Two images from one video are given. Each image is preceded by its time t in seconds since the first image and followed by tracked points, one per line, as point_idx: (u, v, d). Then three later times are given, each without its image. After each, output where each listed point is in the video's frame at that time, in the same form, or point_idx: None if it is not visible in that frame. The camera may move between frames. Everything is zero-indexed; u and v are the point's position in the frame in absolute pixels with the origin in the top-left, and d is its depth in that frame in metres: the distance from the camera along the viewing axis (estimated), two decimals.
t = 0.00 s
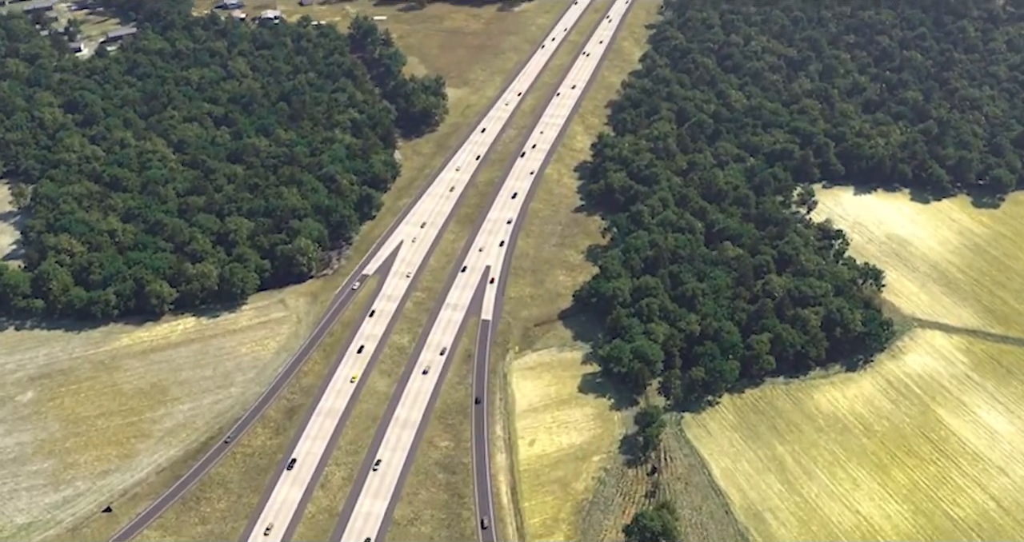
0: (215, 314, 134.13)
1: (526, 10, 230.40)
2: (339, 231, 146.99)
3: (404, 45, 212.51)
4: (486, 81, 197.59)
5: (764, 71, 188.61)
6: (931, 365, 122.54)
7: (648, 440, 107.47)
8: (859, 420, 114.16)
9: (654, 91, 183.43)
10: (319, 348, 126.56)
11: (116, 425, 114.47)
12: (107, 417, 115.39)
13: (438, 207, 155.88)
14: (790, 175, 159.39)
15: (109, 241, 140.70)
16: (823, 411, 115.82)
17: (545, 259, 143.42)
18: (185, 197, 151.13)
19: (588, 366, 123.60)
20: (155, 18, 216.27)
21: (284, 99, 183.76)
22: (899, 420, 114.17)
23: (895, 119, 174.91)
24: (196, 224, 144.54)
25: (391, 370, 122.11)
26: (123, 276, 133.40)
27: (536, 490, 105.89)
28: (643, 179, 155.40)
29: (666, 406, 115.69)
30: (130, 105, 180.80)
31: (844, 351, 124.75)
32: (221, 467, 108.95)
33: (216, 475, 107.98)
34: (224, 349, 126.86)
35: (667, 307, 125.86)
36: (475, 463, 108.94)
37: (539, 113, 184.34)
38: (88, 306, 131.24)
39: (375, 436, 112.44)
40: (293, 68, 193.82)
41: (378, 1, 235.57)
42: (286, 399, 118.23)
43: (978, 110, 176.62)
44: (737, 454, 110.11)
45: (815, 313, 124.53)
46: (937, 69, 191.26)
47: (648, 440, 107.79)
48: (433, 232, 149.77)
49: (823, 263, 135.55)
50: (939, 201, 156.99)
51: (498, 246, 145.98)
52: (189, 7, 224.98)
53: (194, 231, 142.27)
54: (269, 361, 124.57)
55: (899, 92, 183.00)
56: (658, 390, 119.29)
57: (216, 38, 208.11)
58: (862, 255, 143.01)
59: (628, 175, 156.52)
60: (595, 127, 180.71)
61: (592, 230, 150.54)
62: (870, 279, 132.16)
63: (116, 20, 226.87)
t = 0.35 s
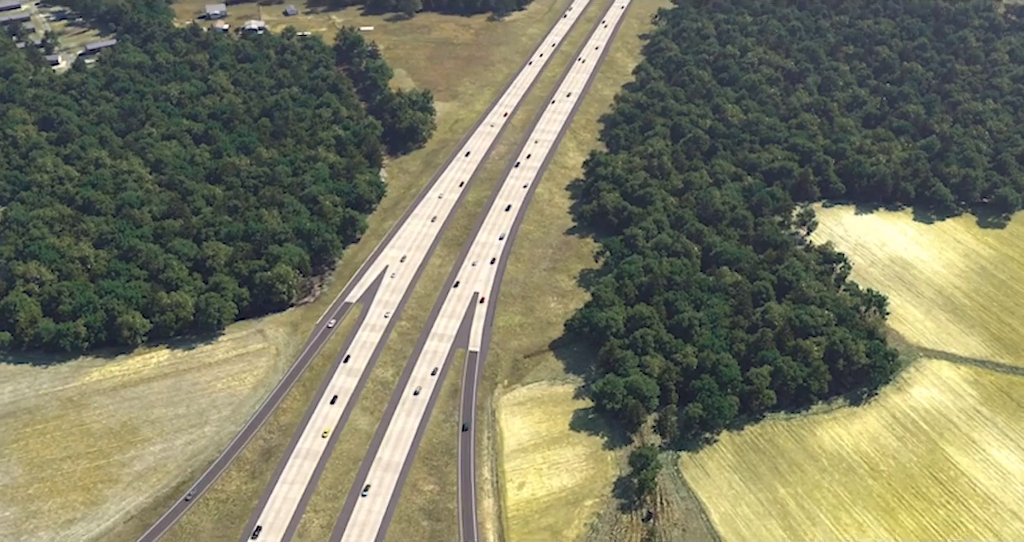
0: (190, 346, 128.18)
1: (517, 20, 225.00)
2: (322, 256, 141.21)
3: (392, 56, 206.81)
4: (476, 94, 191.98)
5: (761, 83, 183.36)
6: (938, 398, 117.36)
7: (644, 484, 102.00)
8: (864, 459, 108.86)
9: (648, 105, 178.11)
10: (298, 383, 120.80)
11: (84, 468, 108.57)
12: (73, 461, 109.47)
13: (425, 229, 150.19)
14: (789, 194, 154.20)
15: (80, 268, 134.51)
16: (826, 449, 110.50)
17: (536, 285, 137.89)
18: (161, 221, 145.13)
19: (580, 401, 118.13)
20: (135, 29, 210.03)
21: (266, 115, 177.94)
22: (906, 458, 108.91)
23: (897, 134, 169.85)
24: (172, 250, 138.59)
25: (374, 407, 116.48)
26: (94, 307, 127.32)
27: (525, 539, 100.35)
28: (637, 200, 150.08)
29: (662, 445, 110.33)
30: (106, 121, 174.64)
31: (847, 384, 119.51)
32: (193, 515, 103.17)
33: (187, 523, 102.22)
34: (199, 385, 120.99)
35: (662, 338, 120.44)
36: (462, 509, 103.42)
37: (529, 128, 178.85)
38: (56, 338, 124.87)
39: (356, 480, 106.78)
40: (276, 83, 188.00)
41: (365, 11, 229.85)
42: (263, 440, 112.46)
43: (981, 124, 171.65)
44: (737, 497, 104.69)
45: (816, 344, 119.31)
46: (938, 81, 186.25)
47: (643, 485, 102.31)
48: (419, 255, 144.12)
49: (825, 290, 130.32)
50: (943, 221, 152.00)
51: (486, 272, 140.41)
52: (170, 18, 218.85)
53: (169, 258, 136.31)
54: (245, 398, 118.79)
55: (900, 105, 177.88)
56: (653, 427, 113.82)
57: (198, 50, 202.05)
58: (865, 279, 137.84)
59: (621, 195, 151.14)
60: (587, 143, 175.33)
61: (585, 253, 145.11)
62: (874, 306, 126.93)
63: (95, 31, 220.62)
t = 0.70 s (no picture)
0: (161, 385, 121.67)
1: (506, 31, 218.94)
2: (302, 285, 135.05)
3: (377, 70, 200.55)
4: (464, 109, 185.80)
5: (758, 98, 177.54)
6: (948, 438, 111.73)
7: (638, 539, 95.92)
8: (871, 506, 103.06)
9: (641, 122, 172.21)
10: (274, 425, 114.50)
11: (43, 523, 102.08)
12: (32, 514, 103.01)
13: (410, 256, 143.98)
14: (788, 216, 148.49)
15: (46, 301, 127.78)
16: (831, 495, 104.72)
17: (525, 315, 131.78)
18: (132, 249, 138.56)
19: (571, 443, 112.02)
20: (112, 43, 203.28)
21: (246, 133, 171.59)
22: (915, 505, 103.18)
23: (899, 151, 164.15)
24: (143, 280, 132.16)
25: (353, 452, 110.24)
26: (59, 344, 120.57)
27: None
28: (631, 224, 144.20)
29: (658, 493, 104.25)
30: (79, 141, 168.06)
31: (853, 423, 113.58)
32: None
33: None
34: (169, 428, 114.60)
35: (657, 375, 114.45)
36: None
37: (519, 146, 172.77)
38: (18, 378, 117.96)
39: (333, 533, 100.53)
40: (257, 99, 181.76)
41: (350, 22, 223.64)
42: (235, 489, 106.13)
43: (986, 141, 166.04)
44: None
45: (819, 382, 113.49)
46: (940, 95, 180.67)
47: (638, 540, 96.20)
48: (403, 284, 137.94)
49: (827, 321, 124.54)
50: (948, 244, 146.46)
51: (473, 301, 134.21)
52: (149, 31, 212.25)
53: (139, 289, 129.87)
54: (218, 442, 112.45)
55: (901, 121, 172.28)
56: (648, 472, 107.77)
57: (176, 65, 195.48)
58: (868, 308, 132.18)
59: (614, 218, 145.23)
60: (578, 161, 169.36)
61: (576, 280, 139.13)
62: (879, 338, 121.20)
63: (72, 44, 213.98)
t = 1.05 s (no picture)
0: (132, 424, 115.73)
1: (496, 42, 213.37)
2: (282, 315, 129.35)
3: (364, 84, 194.88)
4: (452, 125, 180.21)
5: (755, 113, 172.10)
6: (957, 478, 106.63)
7: None
8: None
9: (635, 138, 166.68)
10: (250, 468, 108.81)
11: None
12: None
13: (395, 282, 138.29)
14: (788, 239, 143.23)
15: (12, 334, 121.62)
16: None
17: (514, 346, 126.24)
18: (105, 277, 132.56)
19: (563, 486, 106.50)
20: (89, 55, 197.16)
21: (226, 151, 165.77)
22: None
23: (901, 169, 159.03)
24: (115, 311, 126.27)
25: (333, 498, 104.57)
26: (24, 381, 114.10)
27: None
28: (624, 248, 138.83)
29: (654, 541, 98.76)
30: (53, 160, 161.97)
31: (858, 463, 108.28)
32: None
33: None
34: (140, 472, 108.78)
35: (653, 413, 108.98)
36: None
37: (509, 163, 167.19)
38: None
39: None
40: (238, 116, 175.97)
41: (336, 33, 217.91)
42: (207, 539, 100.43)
43: (990, 157, 161.01)
44: None
45: (822, 420, 108.16)
46: (942, 109, 175.66)
47: None
48: (387, 313, 132.27)
49: (829, 351, 119.22)
50: (954, 268, 141.65)
51: (460, 331, 128.66)
52: (128, 43, 206.21)
53: (111, 322, 124.01)
54: (190, 487, 106.69)
55: (902, 136, 167.14)
56: (644, 518, 102.33)
57: (156, 79, 189.41)
58: (871, 336, 126.97)
59: (607, 242, 139.86)
60: (570, 180, 163.90)
61: (568, 308, 133.69)
62: (884, 371, 115.97)
63: (49, 56, 207.82)
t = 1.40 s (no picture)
0: (96, 472, 109.10)
1: (485, 54, 207.36)
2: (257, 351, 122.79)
3: (348, 100, 188.68)
4: (439, 143, 174.07)
5: (752, 129, 166.21)
6: (970, 527, 100.98)
7: None
8: None
9: (628, 157, 160.68)
10: (220, 520, 102.61)
11: None
12: None
13: (377, 314, 132.15)
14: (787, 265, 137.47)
15: None
16: None
17: (501, 383, 120.11)
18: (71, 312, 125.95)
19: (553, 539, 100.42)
20: (64, 71, 190.44)
21: (203, 173, 159.37)
22: None
23: (903, 189, 153.40)
24: (80, 349, 119.57)
25: None
26: None
27: None
28: (617, 276, 132.85)
29: None
30: (22, 184, 155.22)
31: (865, 511, 102.45)
32: None
33: None
34: (103, 525, 102.43)
35: (648, 459, 102.91)
36: None
37: (497, 184, 161.09)
38: None
39: None
40: (216, 135, 169.60)
41: (320, 45, 211.70)
42: None
43: (996, 176, 155.44)
44: None
45: (826, 466, 102.28)
46: (945, 125, 170.11)
47: None
48: (369, 348, 126.14)
49: (833, 389, 113.32)
50: (960, 296, 136.26)
51: (445, 367, 122.62)
52: (104, 57, 199.54)
53: (76, 360, 117.27)
54: None
55: (904, 154, 161.48)
56: None
57: (131, 96, 182.79)
58: (876, 371, 121.24)
59: (599, 270, 133.94)
60: (561, 201, 157.92)
61: (558, 341, 127.63)
62: (891, 411, 110.16)
63: (23, 71, 200.95)
